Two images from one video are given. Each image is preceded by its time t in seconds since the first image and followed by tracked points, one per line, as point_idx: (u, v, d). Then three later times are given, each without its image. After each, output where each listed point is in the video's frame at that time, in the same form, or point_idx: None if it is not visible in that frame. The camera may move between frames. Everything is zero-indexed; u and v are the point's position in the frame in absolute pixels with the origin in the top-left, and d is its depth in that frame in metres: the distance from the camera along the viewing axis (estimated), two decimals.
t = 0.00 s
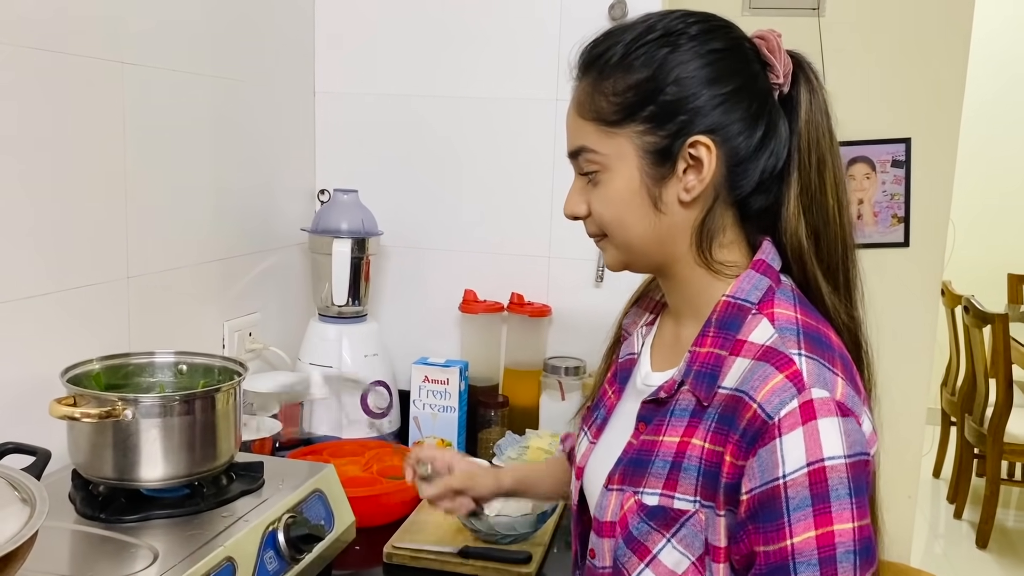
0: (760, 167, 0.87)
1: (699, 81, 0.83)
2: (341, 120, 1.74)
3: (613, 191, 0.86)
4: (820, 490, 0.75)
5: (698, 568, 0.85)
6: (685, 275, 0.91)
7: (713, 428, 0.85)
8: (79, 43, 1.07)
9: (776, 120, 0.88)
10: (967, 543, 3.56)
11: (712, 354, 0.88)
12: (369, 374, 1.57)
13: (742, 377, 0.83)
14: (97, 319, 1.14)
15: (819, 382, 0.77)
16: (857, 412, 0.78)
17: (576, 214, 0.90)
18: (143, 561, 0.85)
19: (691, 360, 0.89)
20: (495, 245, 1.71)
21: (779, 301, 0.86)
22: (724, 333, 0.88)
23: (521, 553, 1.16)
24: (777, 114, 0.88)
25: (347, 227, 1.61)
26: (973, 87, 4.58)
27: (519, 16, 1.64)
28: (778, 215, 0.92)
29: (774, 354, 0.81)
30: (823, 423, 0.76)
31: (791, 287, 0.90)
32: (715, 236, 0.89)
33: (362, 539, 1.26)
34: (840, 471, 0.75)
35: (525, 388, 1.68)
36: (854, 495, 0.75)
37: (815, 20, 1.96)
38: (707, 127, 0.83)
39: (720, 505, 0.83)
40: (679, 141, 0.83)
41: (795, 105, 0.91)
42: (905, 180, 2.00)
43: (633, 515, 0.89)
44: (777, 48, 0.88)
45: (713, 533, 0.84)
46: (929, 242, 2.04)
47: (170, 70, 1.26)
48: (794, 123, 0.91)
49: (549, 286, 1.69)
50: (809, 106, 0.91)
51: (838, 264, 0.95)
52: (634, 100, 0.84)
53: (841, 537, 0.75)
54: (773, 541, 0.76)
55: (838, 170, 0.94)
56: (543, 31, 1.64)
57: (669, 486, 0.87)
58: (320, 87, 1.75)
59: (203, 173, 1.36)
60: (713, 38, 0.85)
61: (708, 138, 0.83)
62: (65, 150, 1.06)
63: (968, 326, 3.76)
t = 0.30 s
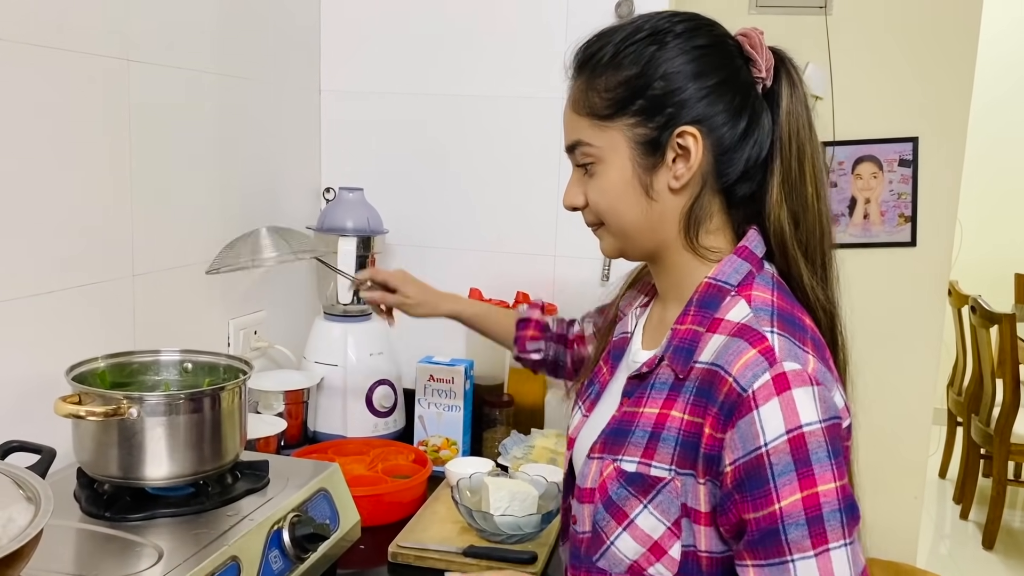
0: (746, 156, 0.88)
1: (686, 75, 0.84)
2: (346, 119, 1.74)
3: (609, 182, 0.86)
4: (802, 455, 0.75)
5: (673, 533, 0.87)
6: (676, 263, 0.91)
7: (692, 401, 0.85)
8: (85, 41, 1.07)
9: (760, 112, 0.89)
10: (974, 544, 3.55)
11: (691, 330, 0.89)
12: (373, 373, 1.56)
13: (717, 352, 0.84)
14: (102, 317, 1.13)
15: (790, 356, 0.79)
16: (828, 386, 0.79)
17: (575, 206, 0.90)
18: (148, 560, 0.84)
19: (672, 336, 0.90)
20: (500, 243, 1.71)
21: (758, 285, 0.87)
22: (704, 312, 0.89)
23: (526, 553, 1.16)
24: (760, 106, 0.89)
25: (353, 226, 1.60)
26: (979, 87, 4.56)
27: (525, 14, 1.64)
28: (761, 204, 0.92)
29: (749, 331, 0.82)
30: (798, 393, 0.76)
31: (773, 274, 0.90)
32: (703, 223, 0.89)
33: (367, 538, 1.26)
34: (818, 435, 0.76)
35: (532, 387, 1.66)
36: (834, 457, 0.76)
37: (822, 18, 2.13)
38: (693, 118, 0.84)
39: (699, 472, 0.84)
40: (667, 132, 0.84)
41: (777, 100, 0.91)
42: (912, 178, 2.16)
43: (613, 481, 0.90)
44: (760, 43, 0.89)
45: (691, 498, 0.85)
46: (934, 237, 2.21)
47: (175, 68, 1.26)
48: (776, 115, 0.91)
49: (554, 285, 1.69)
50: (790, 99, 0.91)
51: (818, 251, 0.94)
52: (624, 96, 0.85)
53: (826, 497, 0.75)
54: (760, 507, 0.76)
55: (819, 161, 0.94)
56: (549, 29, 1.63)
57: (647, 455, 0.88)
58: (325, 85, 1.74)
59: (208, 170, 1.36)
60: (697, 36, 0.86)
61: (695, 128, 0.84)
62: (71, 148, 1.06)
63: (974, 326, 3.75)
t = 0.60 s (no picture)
0: (732, 151, 0.87)
1: (671, 76, 0.84)
2: (353, 118, 1.74)
3: (605, 184, 0.86)
4: (775, 435, 0.75)
5: (657, 512, 0.87)
6: (671, 258, 0.91)
7: (675, 382, 0.85)
8: (93, 39, 1.07)
9: (743, 108, 0.88)
10: (980, 545, 3.54)
11: (679, 316, 0.88)
12: (380, 372, 1.56)
13: (702, 334, 0.84)
14: (109, 316, 1.13)
15: (770, 339, 0.79)
16: (806, 371, 0.79)
17: (572, 208, 0.90)
18: (154, 559, 0.85)
19: (660, 322, 0.89)
20: (505, 242, 1.71)
21: (743, 276, 0.86)
22: (691, 300, 0.88)
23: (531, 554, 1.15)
24: (743, 103, 0.88)
25: (359, 225, 1.60)
26: (987, 87, 4.54)
27: (531, 13, 1.63)
28: (747, 198, 0.91)
29: (732, 315, 0.82)
30: (775, 375, 0.76)
31: (759, 267, 0.89)
32: (694, 216, 0.88)
33: (372, 537, 1.26)
34: (792, 417, 0.76)
35: (537, 386, 1.67)
36: (806, 439, 0.76)
37: (831, 17, 2.13)
38: (681, 116, 0.84)
39: (682, 450, 0.84)
40: (657, 132, 0.84)
41: (758, 97, 0.90)
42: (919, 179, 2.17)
43: (599, 462, 0.90)
44: (739, 44, 0.89)
45: (673, 477, 0.85)
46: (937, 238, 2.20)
47: (182, 66, 1.26)
48: (758, 111, 0.90)
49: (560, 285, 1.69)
50: (770, 95, 0.90)
51: (796, 239, 0.93)
52: (613, 100, 0.84)
53: (796, 477, 0.75)
54: (732, 483, 0.77)
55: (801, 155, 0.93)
56: (556, 27, 1.63)
57: (632, 436, 0.88)
58: (332, 84, 1.74)
59: (214, 169, 1.36)
60: (679, 39, 0.86)
61: (683, 126, 0.84)
62: (78, 146, 1.06)
63: (982, 327, 3.73)
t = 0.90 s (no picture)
0: (727, 146, 0.86)
1: (660, 76, 0.83)
2: (359, 117, 1.74)
3: (601, 190, 0.86)
4: (801, 434, 0.75)
5: (679, 518, 0.86)
6: (675, 257, 0.90)
7: (694, 385, 0.84)
8: (100, 38, 1.08)
9: (736, 103, 0.87)
10: (987, 546, 3.52)
11: (691, 317, 0.87)
12: (386, 370, 1.56)
13: (718, 337, 0.83)
14: (116, 314, 1.14)
15: (790, 338, 0.78)
16: (826, 368, 0.79)
17: (572, 217, 0.90)
18: (160, 557, 0.85)
19: (672, 324, 0.88)
20: (512, 240, 1.71)
21: (755, 274, 0.86)
22: (703, 300, 0.88)
23: (537, 553, 1.15)
24: (736, 97, 0.88)
25: (365, 224, 1.60)
26: (995, 86, 4.51)
27: (538, 12, 1.63)
28: (747, 193, 0.91)
29: (749, 316, 0.82)
30: (797, 373, 0.76)
31: (769, 265, 0.89)
32: (696, 215, 0.88)
33: (378, 536, 1.26)
34: (817, 415, 0.76)
35: (544, 386, 1.67)
36: (833, 436, 0.76)
37: (838, 16, 2.12)
38: (672, 115, 0.83)
39: (705, 454, 0.83)
40: (649, 133, 0.83)
41: (750, 90, 0.90)
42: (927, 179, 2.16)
43: (618, 469, 0.89)
44: (727, 38, 0.88)
45: (696, 481, 0.85)
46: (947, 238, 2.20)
47: (189, 65, 1.26)
48: (750, 103, 0.89)
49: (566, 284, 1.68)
50: (762, 86, 0.90)
51: (796, 227, 0.93)
52: (603, 105, 0.84)
53: (825, 476, 0.75)
54: (761, 485, 0.76)
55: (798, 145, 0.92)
56: (562, 26, 1.62)
57: (651, 441, 0.87)
58: (338, 83, 1.74)
59: (220, 168, 1.36)
60: (665, 38, 0.86)
61: (675, 126, 0.83)
62: (85, 145, 1.07)
63: (989, 328, 3.71)
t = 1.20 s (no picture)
0: (737, 146, 0.85)
1: (665, 76, 0.82)
2: (365, 116, 1.74)
3: (608, 196, 0.85)
4: (812, 455, 0.74)
5: (684, 532, 0.86)
6: (690, 263, 0.89)
7: (704, 399, 0.84)
8: (106, 36, 1.08)
9: (746, 101, 0.86)
10: (995, 548, 3.50)
11: (703, 328, 0.87)
12: (391, 369, 1.56)
13: (730, 350, 0.82)
14: (122, 312, 1.14)
15: (804, 354, 0.77)
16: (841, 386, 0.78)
17: (584, 224, 0.90)
18: (164, 556, 0.84)
19: (683, 334, 0.88)
20: (519, 239, 1.70)
21: (771, 284, 0.85)
22: (716, 310, 0.87)
23: (543, 554, 1.14)
24: (746, 95, 0.86)
25: (371, 223, 1.60)
26: (1004, 84, 4.48)
27: (544, 10, 1.62)
28: (761, 194, 0.89)
29: (762, 329, 0.80)
30: (811, 392, 0.75)
31: (786, 273, 0.88)
32: (709, 219, 0.87)
33: (382, 535, 1.26)
34: (829, 435, 0.75)
35: (551, 385, 1.65)
36: (845, 457, 0.75)
37: (846, 15, 2.11)
38: (679, 116, 0.82)
39: (712, 470, 0.83)
40: (654, 136, 0.83)
41: (761, 87, 0.88)
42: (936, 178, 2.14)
43: (623, 479, 0.89)
44: (736, 35, 0.87)
45: (703, 496, 0.84)
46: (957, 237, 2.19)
47: (194, 63, 1.26)
48: (762, 101, 0.88)
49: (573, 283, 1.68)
50: (774, 83, 0.88)
51: (811, 227, 0.91)
52: (607, 109, 0.84)
53: (836, 498, 0.74)
54: (770, 505, 0.75)
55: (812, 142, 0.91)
56: (569, 24, 1.62)
57: (658, 453, 0.87)
58: (344, 81, 1.74)
59: (226, 166, 1.36)
60: (670, 38, 0.85)
61: (681, 128, 0.83)
62: (92, 143, 1.07)
63: (998, 328, 3.69)
